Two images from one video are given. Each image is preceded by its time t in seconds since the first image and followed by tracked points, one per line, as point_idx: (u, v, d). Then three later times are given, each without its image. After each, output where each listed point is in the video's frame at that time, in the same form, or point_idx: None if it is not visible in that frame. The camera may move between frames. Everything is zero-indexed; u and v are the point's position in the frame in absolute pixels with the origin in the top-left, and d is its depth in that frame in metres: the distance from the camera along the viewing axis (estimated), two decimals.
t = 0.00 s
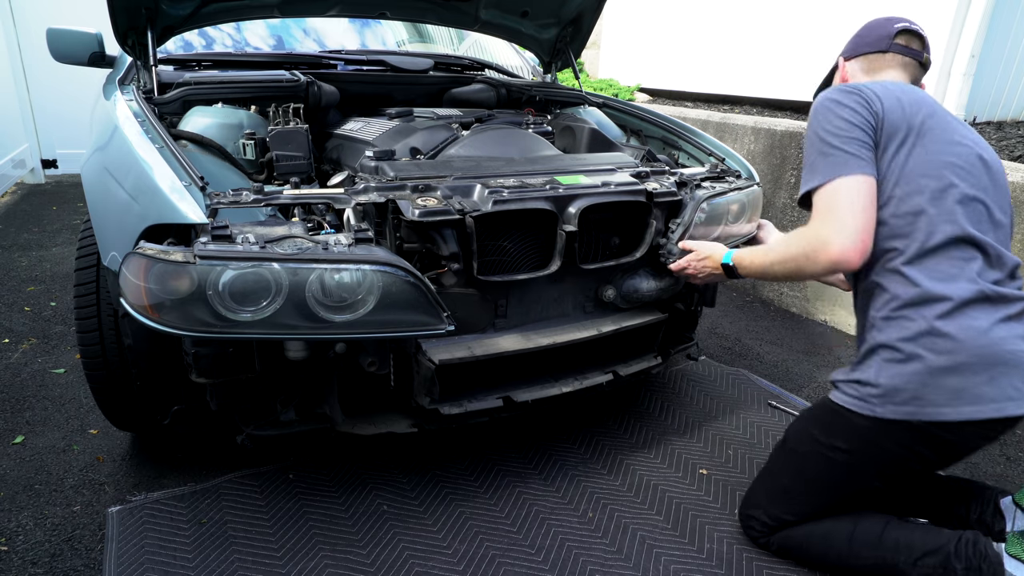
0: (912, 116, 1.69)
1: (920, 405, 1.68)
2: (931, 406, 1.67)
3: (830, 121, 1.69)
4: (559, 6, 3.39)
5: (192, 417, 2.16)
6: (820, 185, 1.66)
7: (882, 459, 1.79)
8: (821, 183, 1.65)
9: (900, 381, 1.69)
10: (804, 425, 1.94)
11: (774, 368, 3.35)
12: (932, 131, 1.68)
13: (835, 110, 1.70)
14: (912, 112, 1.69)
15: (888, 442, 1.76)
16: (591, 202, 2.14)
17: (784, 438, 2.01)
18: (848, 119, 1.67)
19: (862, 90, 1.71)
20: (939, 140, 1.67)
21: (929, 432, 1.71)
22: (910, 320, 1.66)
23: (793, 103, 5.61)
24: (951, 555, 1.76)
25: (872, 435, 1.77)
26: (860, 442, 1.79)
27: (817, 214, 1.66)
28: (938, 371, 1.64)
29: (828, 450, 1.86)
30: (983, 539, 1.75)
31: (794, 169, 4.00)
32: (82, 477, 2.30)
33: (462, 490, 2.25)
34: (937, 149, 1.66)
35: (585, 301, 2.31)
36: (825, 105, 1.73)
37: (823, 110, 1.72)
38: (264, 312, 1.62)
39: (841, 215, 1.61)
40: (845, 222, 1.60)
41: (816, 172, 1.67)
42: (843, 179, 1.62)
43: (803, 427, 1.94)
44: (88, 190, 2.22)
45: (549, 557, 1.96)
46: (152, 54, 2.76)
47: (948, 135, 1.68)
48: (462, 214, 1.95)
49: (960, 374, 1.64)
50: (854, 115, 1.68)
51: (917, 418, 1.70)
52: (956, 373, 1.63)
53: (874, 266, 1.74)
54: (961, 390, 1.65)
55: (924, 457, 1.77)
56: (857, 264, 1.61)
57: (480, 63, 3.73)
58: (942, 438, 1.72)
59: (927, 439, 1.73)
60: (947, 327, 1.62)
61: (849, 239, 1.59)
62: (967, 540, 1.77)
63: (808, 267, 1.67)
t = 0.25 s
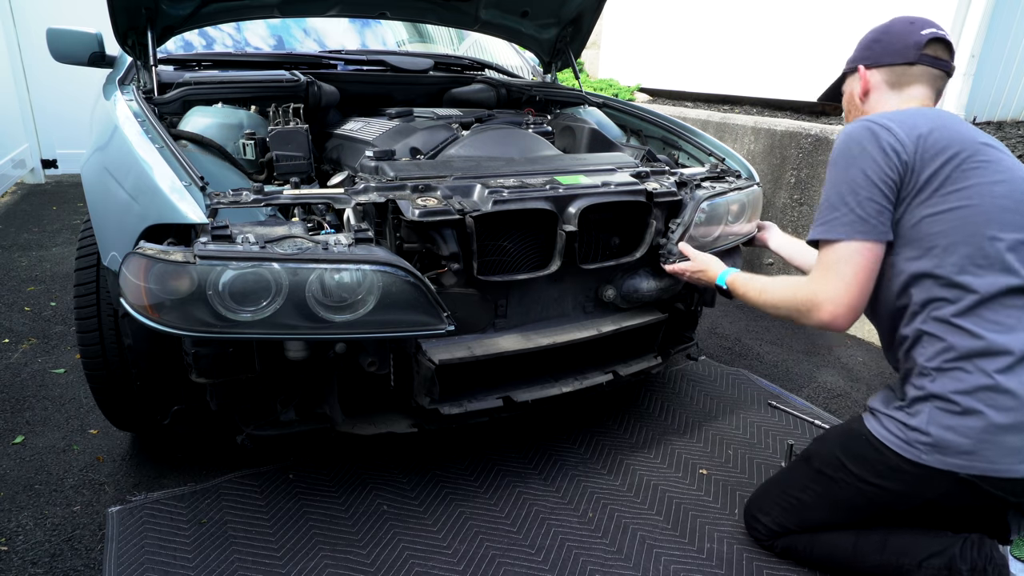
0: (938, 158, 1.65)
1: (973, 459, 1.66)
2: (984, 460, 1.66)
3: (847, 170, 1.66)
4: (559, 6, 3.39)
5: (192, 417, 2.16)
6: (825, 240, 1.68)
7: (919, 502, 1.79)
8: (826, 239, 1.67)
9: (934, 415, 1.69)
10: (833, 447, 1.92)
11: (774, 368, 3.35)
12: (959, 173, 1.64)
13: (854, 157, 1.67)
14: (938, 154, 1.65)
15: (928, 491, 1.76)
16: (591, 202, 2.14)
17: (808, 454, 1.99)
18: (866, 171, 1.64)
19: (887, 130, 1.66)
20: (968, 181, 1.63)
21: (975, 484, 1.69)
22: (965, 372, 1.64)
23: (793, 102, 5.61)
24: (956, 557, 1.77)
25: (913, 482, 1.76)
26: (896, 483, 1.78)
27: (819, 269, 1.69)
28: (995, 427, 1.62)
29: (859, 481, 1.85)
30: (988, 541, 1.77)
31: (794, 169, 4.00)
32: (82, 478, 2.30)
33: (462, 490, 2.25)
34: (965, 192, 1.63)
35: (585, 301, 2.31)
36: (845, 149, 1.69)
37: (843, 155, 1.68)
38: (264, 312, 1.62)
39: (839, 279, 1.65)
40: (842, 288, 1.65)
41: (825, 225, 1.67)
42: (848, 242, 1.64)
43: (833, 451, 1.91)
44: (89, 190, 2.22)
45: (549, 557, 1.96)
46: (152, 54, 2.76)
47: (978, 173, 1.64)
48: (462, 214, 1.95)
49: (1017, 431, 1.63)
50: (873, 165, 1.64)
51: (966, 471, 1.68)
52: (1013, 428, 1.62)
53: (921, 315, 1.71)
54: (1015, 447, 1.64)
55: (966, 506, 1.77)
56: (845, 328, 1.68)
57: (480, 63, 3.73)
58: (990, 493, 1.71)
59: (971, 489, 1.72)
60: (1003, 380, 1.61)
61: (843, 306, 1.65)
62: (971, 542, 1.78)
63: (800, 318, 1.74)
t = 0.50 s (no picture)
0: (971, 190, 1.63)
1: (999, 488, 1.65)
2: (1010, 490, 1.65)
3: (878, 200, 1.64)
4: (559, 6, 3.39)
5: (192, 417, 2.16)
6: (833, 269, 1.71)
7: (935, 522, 1.78)
8: (840, 270, 1.69)
9: (960, 438, 1.69)
10: (849, 459, 1.91)
11: (774, 368, 3.35)
12: (991, 205, 1.63)
13: (885, 192, 1.63)
14: (971, 186, 1.63)
15: (946, 512, 1.74)
16: (591, 202, 2.14)
17: (822, 461, 1.98)
18: (896, 208, 1.62)
19: (924, 164, 1.61)
20: (999, 213, 1.62)
21: (997, 511, 1.68)
22: (999, 403, 1.64)
23: (793, 102, 5.60)
24: (960, 559, 1.79)
25: (932, 503, 1.75)
26: (913, 502, 1.78)
27: (829, 296, 1.73)
28: None
29: (874, 495, 1.85)
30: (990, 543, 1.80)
31: (794, 169, 3.99)
32: (82, 478, 2.30)
33: (462, 490, 2.25)
34: (996, 225, 1.62)
35: (585, 301, 2.31)
36: (877, 182, 1.64)
37: (876, 183, 1.64)
38: (264, 312, 1.62)
39: (848, 312, 1.71)
40: (849, 320, 1.71)
41: (845, 260, 1.68)
42: (863, 278, 1.67)
43: (848, 463, 1.91)
44: (89, 190, 2.22)
45: (549, 557, 1.96)
46: (152, 55, 2.76)
47: (1009, 204, 1.63)
48: (462, 214, 1.95)
49: None
50: (904, 202, 1.62)
51: (990, 499, 1.67)
52: None
53: (953, 345, 1.71)
54: None
55: (986, 533, 1.76)
56: (843, 351, 1.78)
57: (480, 63, 3.73)
58: (1013, 522, 1.69)
59: (992, 516, 1.70)
60: None
61: (846, 337, 1.73)
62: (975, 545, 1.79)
63: (802, 338, 1.81)
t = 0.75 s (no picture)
0: (973, 195, 1.62)
1: (997, 481, 1.66)
2: (1009, 484, 1.65)
3: (879, 208, 1.63)
4: (559, 6, 3.39)
5: (192, 417, 2.16)
6: (835, 277, 1.71)
7: (935, 517, 1.78)
8: (843, 278, 1.69)
9: (960, 433, 1.69)
10: (850, 457, 1.91)
11: (775, 368, 3.35)
12: (994, 209, 1.63)
13: (886, 199, 1.63)
14: (973, 191, 1.62)
15: (944, 507, 1.75)
16: (591, 202, 2.14)
17: (823, 459, 1.98)
18: (897, 216, 1.62)
19: (925, 170, 1.61)
20: (1003, 217, 1.62)
21: (995, 504, 1.69)
22: (998, 399, 1.64)
23: (793, 102, 5.61)
24: (960, 557, 1.78)
25: (930, 498, 1.75)
26: (914, 497, 1.78)
27: (832, 304, 1.73)
28: None
29: (874, 492, 1.85)
30: (991, 542, 1.79)
31: (794, 169, 4.00)
32: (82, 477, 2.30)
33: (462, 490, 2.24)
34: (1001, 228, 1.62)
35: (585, 300, 2.31)
36: (878, 190, 1.64)
37: (878, 191, 1.63)
38: (264, 312, 1.62)
39: (851, 320, 1.71)
40: (851, 326, 1.72)
41: (848, 268, 1.68)
42: (866, 286, 1.67)
43: (848, 460, 1.91)
44: (89, 190, 2.22)
45: (549, 557, 1.96)
46: (152, 55, 2.76)
47: (1012, 207, 1.63)
48: (462, 214, 1.95)
49: None
50: (905, 209, 1.62)
51: (988, 493, 1.67)
52: None
53: (952, 345, 1.71)
54: None
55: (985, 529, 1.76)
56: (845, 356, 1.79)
57: (480, 63, 3.74)
58: (1012, 516, 1.70)
59: (990, 510, 1.70)
60: None
61: (849, 343, 1.75)
62: (976, 543, 1.79)
63: (804, 344, 1.82)
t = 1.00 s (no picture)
0: (957, 197, 1.62)
1: (992, 481, 1.65)
2: (1005, 483, 1.65)
3: (865, 212, 1.64)
4: (559, 6, 3.39)
5: (192, 417, 2.16)
6: (824, 281, 1.72)
7: (932, 517, 1.78)
8: (830, 282, 1.70)
9: (955, 432, 1.69)
10: (848, 457, 1.91)
11: (774, 368, 3.35)
12: (979, 210, 1.63)
13: (872, 203, 1.63)
14: (958, 193, 1.62)
15: (941, 506, 1.75)
16: (591, 202, 2.14)
17: (821, 459, 1.98)
18: (883, 220, 1.62)
19: (909, 174, 1.61)
20: (988, 218, 1.62)
21: (992, 504, 1.68)
22: (992, 398, 1.64)
23: (793, 102, 5.60)
24: (960, 559, 1.77)
25: (926, 497, 1.75)
26: (911, 497, 1.78)
27: (820, 306, 1.74)
28: (1019, 452, 1.62)
29: (871, 492, 1.85)
30: (990, 543, 1.78)
31: (794, 169, 3.99)
32: (82, 477, 2.30)
33: (462, 490, 2.24)
34: (986, 229, 1.62)
35: (585, 301, 2.31)
36: (864, 194, 1.64)
37: (863, 196, 1.64)
38: (264, 312, 1.62)
39: (839, 323, 1.72)
40: (840, 329, 1.73)
41: (836, 272, 1.69)
42: (854, 290, 1.67)
43: (846, 460, 1.91)
44: (89, 190, 2.22)
45: (549, 557, 1.96)
46: (152, 55, 2.76)
47: (998, 208, 1.62)
48: (462, 214, 1.95)
49: None
50: (892, 213, 1.62)
51: (985, 493, 1.67)
52: None
53: (945, 346, 1.71)
54: None
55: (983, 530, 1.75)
56: (835, 357, 1.81)
57: (480, 63, 3.74)
58: (1009, 515, 1.70)
59: (988, 510, 1.70)
60: None
61: (838, 345, 1.76)
62: (975, 545, 1.79)
63: (794, 345, 1.83)
